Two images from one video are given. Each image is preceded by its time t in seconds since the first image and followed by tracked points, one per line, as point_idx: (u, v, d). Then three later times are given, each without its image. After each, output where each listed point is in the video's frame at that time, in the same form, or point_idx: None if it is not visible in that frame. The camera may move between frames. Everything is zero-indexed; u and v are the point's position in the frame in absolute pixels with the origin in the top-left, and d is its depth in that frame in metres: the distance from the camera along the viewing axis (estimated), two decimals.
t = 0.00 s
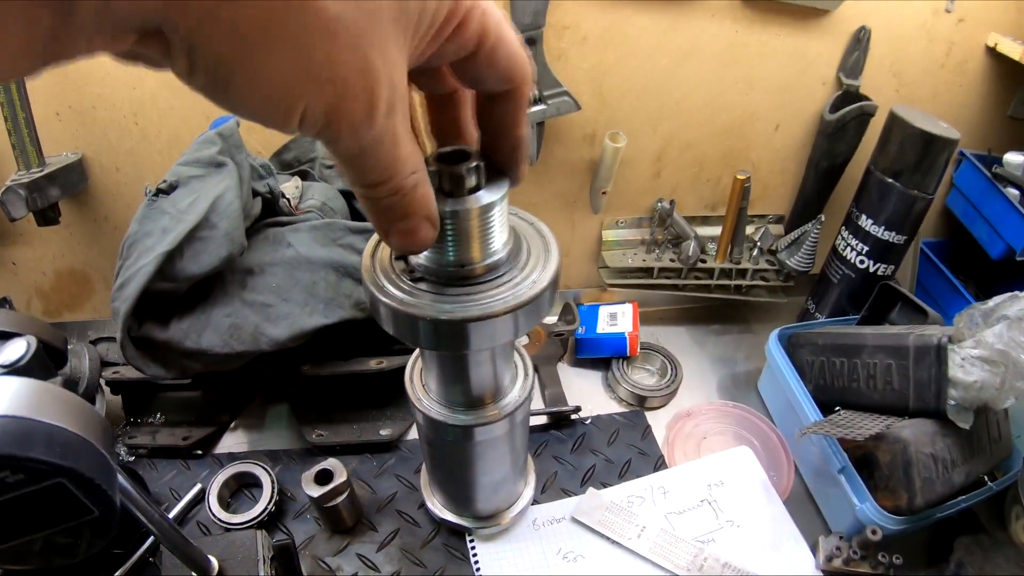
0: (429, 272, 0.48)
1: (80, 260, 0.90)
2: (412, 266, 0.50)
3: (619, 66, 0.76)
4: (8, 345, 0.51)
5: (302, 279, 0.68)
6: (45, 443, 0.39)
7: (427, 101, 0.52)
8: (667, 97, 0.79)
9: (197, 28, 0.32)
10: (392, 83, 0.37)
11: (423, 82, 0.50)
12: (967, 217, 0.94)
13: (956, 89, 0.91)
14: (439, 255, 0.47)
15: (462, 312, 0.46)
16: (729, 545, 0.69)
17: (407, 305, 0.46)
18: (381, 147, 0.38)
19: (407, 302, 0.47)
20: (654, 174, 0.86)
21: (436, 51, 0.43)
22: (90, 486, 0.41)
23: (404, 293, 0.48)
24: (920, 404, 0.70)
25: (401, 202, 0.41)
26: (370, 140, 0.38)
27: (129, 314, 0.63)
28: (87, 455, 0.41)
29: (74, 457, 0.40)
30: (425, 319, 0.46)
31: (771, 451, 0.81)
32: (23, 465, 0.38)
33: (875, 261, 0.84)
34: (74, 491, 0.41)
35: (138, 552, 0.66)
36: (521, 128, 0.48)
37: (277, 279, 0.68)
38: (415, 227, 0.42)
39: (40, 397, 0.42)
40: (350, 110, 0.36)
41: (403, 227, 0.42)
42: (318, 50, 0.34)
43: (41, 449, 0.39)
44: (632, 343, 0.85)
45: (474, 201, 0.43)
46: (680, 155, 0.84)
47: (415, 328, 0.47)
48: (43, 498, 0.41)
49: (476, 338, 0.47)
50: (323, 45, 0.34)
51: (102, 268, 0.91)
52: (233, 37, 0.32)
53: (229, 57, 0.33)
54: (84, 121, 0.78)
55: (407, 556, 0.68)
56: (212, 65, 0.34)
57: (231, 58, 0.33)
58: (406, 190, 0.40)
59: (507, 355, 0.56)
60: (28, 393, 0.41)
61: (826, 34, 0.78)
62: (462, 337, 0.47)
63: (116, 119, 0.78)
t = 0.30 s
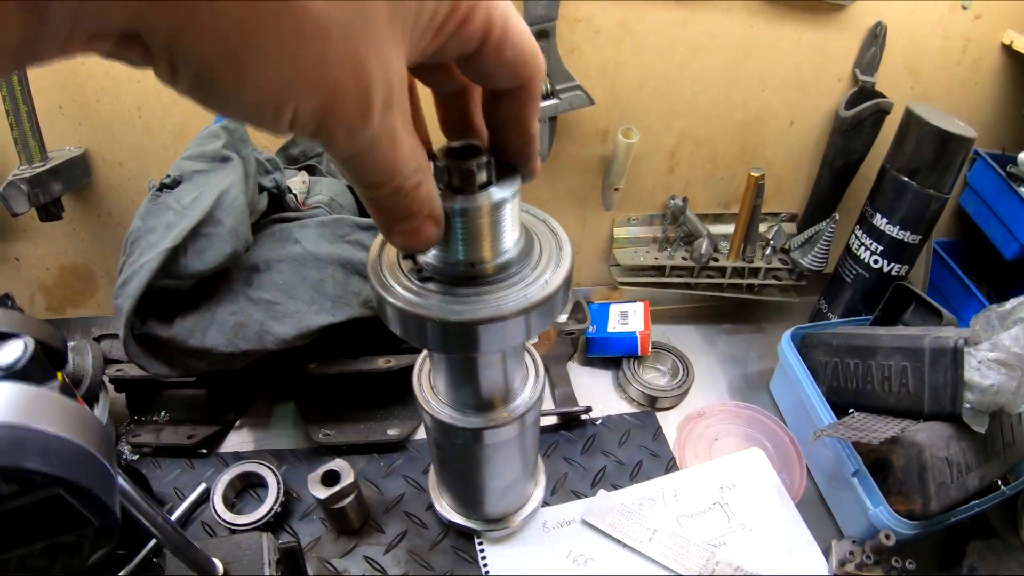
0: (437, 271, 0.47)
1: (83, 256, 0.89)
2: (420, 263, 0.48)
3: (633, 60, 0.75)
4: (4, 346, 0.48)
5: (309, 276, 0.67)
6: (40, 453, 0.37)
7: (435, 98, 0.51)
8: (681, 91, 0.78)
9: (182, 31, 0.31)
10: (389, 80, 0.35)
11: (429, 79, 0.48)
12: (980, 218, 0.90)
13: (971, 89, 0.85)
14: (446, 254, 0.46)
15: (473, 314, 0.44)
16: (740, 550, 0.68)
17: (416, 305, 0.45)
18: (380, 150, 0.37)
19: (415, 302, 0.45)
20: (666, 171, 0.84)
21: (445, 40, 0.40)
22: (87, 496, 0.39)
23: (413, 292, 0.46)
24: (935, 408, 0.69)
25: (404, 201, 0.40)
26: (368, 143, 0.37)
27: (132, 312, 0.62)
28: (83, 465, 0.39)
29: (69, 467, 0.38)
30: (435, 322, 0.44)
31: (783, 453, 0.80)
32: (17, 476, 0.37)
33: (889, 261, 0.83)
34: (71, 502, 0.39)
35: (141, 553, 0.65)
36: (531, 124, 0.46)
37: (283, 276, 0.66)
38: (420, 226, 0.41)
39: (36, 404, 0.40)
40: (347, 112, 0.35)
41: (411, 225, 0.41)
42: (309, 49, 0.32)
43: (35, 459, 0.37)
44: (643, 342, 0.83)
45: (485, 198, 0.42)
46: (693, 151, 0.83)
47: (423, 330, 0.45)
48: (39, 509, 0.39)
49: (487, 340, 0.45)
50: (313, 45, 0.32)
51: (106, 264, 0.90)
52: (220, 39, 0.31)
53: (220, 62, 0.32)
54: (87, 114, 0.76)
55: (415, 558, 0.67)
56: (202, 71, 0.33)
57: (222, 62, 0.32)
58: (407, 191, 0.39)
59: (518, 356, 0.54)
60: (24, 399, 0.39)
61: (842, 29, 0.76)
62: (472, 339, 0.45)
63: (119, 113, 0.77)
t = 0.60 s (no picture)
0: (456, 279, 0.46)
1: (89, 253, 0.88)
2: (438, 271, 0.47)
3: (648, 60, 0.74)
4: (15, 352, 0.47)
5: (320, 277, 0.66)
6: (55, 469, 0.36)
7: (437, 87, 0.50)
8: (695, 91, 0.77)
9: (218, 26, 0.30)
10: (430, 70, 0.34)
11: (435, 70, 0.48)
12: (991, 221, 0.89)
13: (985, 92, 0.83)
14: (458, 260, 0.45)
15: (492, 324, 0.44)
16: (751, 553, 0.68)
17: (433, 314, 0.44)
18: (421, 146, 0.35)
19: (433, 309, 0.45)
20: (679, 171, 0.84)
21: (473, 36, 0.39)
22: (103, 512, 0.38)
23: (430, 299, 0.46)
24: (946, 413, 0.68)
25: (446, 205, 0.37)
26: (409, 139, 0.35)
27: (141, 311, 0.61)
28: (99, 479, 0.38)
29: (85, 483, 0.37)
30: (452, 330, 0.44)
31: (794, 457, 0.79)
32: (33, 494, 0.35)
33: (901, 264, 0.82)
34: (87, 519, 0.38)
35: (149, 554, 0.65)
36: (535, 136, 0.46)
37: (294, 277, 0.66)
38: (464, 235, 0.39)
39: (49, 417, 0.38)
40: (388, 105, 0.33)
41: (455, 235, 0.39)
42: (348, 36, 0.31)
43: (49, 477, 0.36)
44: (654, 343, 0.83)
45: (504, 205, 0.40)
46: (707, 151, 0.82)
47: (441, 339, 0.45)
48: (53, 525, 0.38)
49: (505, 350, 0.45)
50: (353, 32, 0.31)
51: (112, 261, 0.89)
52: (258, 32, 0.30)
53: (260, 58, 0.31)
54: (94, 110, 0.75)
55: (426, 560, 0.67)
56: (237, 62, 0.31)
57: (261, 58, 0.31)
58: (449, 192, 0.37)
59: (535, 363, 0.54)
60: (38, 411, 0.38)
61: (858, 31, 0.75)
62: (490, 348, 0.44)
63: (127, 110, 0.76)
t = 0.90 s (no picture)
0: (471, 259, 0.47)
1: (102, 240, 0.89)
2: (455, 252, 0.48)
3: (659, 54, 0.75)
4: (37, 329, 0.48)
5: (333, 263, 0.67)
6: (80, 439, 0.37)
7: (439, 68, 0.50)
8: (705, 85, 0.78)
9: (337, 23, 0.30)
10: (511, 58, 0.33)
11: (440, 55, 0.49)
12: (997, 219, 0.89)
13: (992, 91, 0.84)
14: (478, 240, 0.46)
15: (508, 302, 0.44)
16: (755, 542, 0.69)
17: (449, 292, 0.45)
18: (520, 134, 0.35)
19: (449, 287, 0.46)
20: (688, 164, 0.84)
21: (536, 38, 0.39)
22: (125, 482, 0.39)
23: (446, 278, 0.46)
24: (951, 406, 0.69)
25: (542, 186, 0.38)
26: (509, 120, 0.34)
27: (155, 296, 0.62)
28: (121, 450, 0.38)
29: (107, 452, 0.37)
30: (468, 308, 0.45)
31: (799, 449, 0.80)
32: (58, 463, 0.36)
33: (907, 259, 0.83)
34: (109, 489, 0.39)
35: (159, 536, 0.66)
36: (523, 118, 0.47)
37: (307, 263, 0.67)
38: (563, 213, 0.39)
39: (78, 387, 0.39)
40: (493, 89, 0.33)
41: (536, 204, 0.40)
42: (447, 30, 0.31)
43: (74, 445, 0.36)
44: (662, 334, 0.84)
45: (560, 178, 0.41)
46: (716, 145, 0.83)
47: (456, 318, 0.45)
48: (75, 495, 0.39)
49: (519, 329, 0.45)
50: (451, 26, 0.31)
51: (124, 248, 0.90)
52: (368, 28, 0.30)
53: (374, 53, 0.31)
54: (109, 97, 0.76)
55: (434, 545, 0.68)
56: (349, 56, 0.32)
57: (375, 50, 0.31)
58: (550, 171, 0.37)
59: (546, 347, 0.54)
60: (65, 383, 0.39)
61: (867, 28, 0.76)
62: (505, 326, 0.45)
63: (141, 97, 0.76)
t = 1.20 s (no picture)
0: (477, 252, 0.47)
1: (110, 234, 0.90)
2: (460, 245, 0.48)
3: (665, 53, 0.75)
4: (51, 319, 0.49)
5: (341, 258, 0.67)
6: (96, 425, 0.38)
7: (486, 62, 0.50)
8: (711, 85, 0.78)
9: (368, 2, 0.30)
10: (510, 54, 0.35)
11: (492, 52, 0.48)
12: (1001, 220, 0.89)
13: (996, 92, 0.84)
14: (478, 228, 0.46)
15: (513, 293, 0.45)
16: (757, 538, 0.69)
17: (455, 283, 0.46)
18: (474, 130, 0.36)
19: (454, 280, 0.46)
20: (694, 163, 0.85)
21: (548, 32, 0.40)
22: (139, 469, 0.39)
23: (452, 271, 0.47)
24: (952, 406, 0.69)
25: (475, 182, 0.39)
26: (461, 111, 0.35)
27: (164, 289, 0.63)
28: (136, 436, 0.39)
29: (123, 439, 0.38)
30: (473, 300, 0.45)
31: (801, 448, 0.81)
32: (74, 448, 0.37)
33: (911, 260, 0.83)
34: (122, 475, 0.40)
35: (165, 528, 0.67)
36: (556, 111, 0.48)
37: (315, 258, 0.67)
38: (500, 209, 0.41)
39: (94, 375, 0.40)
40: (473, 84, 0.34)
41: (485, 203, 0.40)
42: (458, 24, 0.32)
43: (90, 431, 0.37)
44: (666, 331, 0.85)
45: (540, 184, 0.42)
46: (721, 144, 0.83)
47: (462, 310, 0.46)
48: (89, 481, 0.40)
49: (524, 320, 0.46)
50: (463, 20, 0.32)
51: (132, 242, 0.91)
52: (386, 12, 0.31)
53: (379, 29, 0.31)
54: (119, 92, 0.77)
55: (438, 539, 0.68)
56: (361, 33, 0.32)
57: (383, 26, 0.31)
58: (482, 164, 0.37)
59: (550, 341, 0.55)
60: (82, 370, 0.39)
61: (872, 29, 0.76)
62: (510, 317, 0.45)
63: (151, 92, 0.77)
